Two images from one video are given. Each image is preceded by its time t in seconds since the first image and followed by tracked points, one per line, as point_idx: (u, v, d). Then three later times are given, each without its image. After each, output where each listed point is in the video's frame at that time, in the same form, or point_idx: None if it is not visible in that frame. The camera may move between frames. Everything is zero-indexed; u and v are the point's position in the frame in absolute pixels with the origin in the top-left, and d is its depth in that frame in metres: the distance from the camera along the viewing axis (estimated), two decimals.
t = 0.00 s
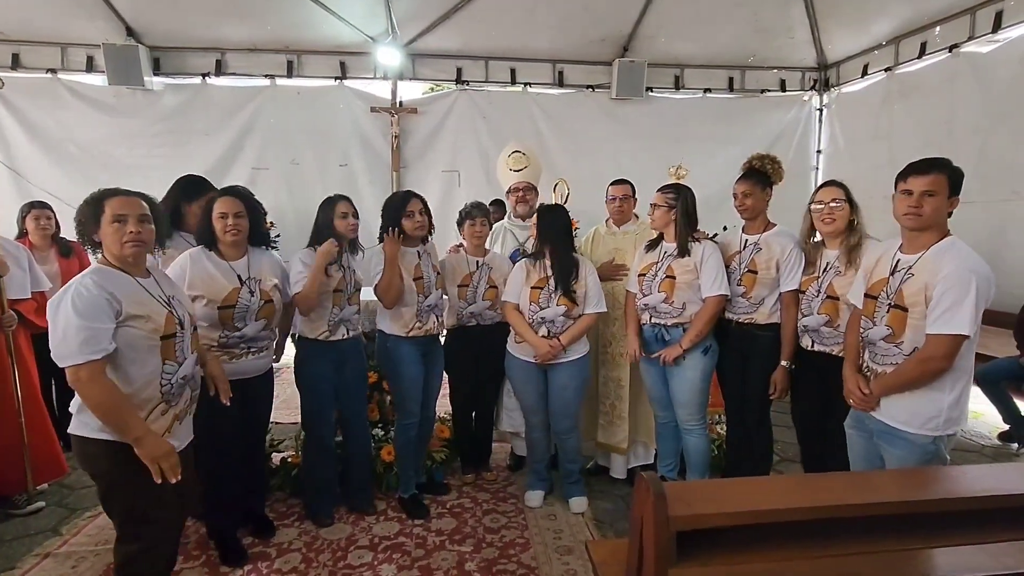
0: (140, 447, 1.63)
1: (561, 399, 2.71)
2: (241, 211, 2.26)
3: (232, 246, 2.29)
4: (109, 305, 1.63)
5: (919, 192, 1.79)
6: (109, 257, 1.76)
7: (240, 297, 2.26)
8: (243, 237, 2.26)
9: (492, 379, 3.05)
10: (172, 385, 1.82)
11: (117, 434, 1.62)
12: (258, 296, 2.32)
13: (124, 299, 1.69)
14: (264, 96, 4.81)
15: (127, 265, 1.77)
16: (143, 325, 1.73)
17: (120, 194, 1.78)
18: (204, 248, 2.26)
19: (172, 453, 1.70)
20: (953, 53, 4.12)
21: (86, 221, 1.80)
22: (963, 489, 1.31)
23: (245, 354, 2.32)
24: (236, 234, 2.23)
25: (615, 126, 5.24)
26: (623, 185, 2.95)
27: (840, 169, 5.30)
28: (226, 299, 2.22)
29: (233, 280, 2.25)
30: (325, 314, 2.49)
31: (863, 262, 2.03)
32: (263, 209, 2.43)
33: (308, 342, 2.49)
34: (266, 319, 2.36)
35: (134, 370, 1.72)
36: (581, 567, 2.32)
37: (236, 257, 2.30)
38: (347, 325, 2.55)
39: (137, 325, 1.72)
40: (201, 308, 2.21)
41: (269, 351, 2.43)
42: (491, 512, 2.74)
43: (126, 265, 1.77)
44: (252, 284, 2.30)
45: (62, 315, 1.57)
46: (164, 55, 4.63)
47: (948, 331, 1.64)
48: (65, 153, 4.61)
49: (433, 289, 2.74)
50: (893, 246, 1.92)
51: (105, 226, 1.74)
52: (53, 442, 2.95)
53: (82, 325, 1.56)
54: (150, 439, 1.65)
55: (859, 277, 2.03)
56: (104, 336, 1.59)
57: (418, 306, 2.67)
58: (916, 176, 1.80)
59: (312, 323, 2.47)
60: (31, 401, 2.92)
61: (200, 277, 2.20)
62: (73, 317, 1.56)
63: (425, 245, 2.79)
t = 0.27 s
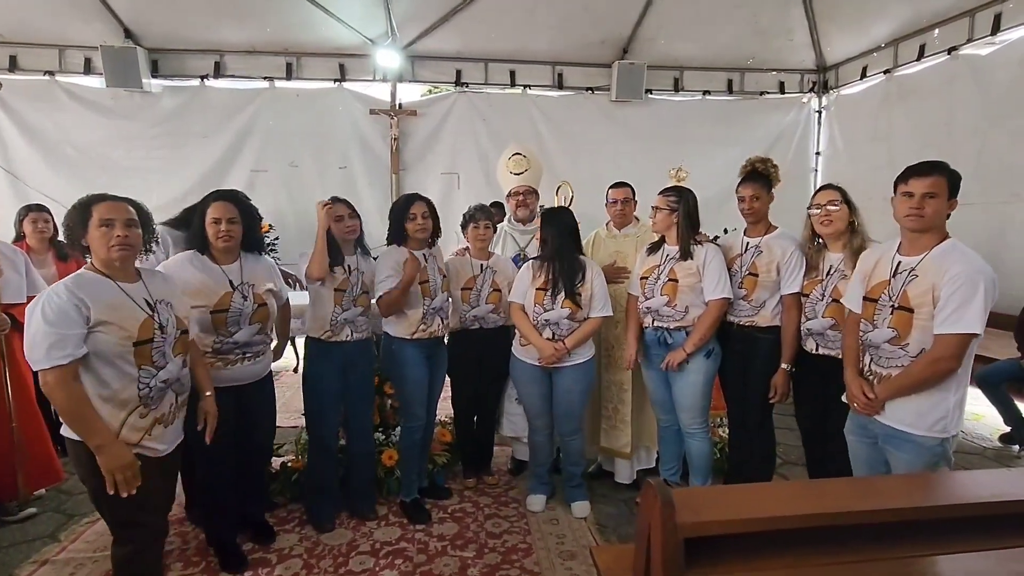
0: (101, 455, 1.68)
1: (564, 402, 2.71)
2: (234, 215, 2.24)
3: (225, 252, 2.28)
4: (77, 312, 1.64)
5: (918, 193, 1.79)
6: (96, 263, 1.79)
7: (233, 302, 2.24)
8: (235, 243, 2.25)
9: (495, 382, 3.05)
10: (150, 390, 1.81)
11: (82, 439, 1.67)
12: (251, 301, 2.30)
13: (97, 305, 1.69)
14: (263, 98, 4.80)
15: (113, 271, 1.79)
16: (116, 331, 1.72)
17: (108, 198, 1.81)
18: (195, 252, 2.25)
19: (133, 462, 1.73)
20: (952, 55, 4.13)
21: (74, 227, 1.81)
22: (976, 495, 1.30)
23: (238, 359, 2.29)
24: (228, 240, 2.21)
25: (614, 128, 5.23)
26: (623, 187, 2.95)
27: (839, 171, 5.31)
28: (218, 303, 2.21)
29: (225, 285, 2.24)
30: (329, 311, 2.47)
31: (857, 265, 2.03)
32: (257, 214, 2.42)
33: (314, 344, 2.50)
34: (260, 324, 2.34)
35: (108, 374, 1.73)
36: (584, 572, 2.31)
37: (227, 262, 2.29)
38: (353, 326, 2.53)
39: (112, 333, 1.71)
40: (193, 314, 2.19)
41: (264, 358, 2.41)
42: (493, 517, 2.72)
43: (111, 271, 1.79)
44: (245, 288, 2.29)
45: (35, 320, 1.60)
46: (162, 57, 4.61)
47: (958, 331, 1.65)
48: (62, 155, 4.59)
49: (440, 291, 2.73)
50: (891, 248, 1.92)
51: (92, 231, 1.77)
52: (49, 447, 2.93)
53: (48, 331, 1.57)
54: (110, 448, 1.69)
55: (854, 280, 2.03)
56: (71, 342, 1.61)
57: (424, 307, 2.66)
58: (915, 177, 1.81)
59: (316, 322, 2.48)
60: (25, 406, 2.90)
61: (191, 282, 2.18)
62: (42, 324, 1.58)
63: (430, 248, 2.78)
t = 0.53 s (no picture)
0: (83, 454, 1.72)
1: (569, 406, 2.70)
2: (241, 220, 2.24)
3: (230, 256, 2.27)
4: (57, 316, 1.68)
5: (925, 197, 1.79)
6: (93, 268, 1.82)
7: (237, 305, 2.24)
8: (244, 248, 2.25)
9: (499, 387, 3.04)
10: (131, 394, 1.82)
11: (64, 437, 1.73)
12: (256, 303, 2.29)
13: (79, 309, 1.73)
14: (264, 102, 4.79)
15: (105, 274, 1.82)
16: (94, 335, 1.74)
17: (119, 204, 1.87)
18: (198, 256, 2.24)
19: (116, 460, 1.78)
20: (952, 59, 4.13)
21: (76, 226, 1.80)
22: (987, 500, 1.29)
23: (240, 364, 2.27)
24: (241, 245, 2.22)
25: (615, 131, 5.23)
26: (627, 191, 2.94)
27: (840, 174, 5.31)
28: (222, 308, 2.20)
29: (229, 288, 2.23)
30: (335, 316, 2.49)
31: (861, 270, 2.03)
32: (265, 218, 2.40)
33: (321, 347, 2.52)
34: (265, 326, 2.33)
35: (89, 376, 1.76)
36: None
37: (233, 266, 2.29)
38: (359, 331, 2.53)
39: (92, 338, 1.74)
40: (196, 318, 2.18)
41: (273, 361, 2.40)
42: (497, 523, 2.71)
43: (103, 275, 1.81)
44: (249, 291, 2.28)
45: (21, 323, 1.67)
46: (163, 61, 4.61)
47: (977, 334, 1.65)
48: (62, 159, 4.58)
49: (446, 293, 2.75)
50: (895, 252, 1.92)
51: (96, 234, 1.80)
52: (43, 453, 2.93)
53: (27, 334, 1.64)
54: (94, 445, 1.74)
55: (857, 284, 2.03)
56: (51, 345, 1.66)
57: (431, 309, 2.68)
58: (921, 180, 1.80)
59: (325, 326, 2.50)
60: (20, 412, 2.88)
61: (194, 286, 2.17)
62: (23, 327, 1.65)
63: (437, 252, 2.79)
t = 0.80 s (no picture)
0: (84, 458, 1.71)
1: (570, 410, 2.69)
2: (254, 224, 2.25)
3: (241, 256, 2.27)
4: (69, 320, 1.69)
5: (933, 200, 1.79)
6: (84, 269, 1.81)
7: (246, 304, 2.23)
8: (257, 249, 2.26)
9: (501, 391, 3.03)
10: (139, 395, 1.84)
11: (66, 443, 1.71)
12: (266, 301, 2.29)
13: (92, 313, 1.74)
14: (266, 105, 4.79)
15: (102, 275, 1.82)
16: (107, 339, 1.77)
17: (123, 210, 1.90)
18: (208, 257, 2.24)
19: (113, 467, 1.76)
20: (954, 62, 4.14)
21: (82, 226, 1.78)
22: (1002, 506, 1.29)
23: (251, 365, 2.26)
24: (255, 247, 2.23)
25: (617, 135, 5.23)
26: (631, 195, 2.94)
27: (841, 177, 5.31)
28: (233, 307, 2.20)
29: (239, 287, 2.23)
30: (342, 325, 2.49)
31: (865, 274, 2.04)
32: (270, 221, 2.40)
33: (327, 351, 2.51)
34: (276, 323, 2.32)
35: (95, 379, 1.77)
36: None
37: (243, 266, 2.28)
38: (364, 337, 2.52)
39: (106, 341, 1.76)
40: (205, 317, 2.18)
41: (285, 361, 2.39)
42: (502, 528, 2.70)
43: (99, 276, 1.81)
44: (259, 289, 2.28)
45: (29, 327, 1.66)
46: (165, 64, 4.61)
47: (1003, 337, 1.63)
48: (63, 162, 4.57)
49: (453, 296, 2.76)
50: (900, 256, 1.93)
51: (106, 230, 1.81)
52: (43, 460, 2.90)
53: (40, 339, 1.63)
54: (96, 450, 1.73)
55: (861, 289, 2.04)
56: (63, 351, 1.66)
57: (438, 312, 2.69)
58: (927, 184, 1.80)
59: (331, 333, 2.49)
60: (21, 417, 2.86)
61: (204, 285, 2.18)
62: (35, 331, 1.64)
63: (444, 255, 2.80)
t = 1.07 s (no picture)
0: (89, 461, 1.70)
1: (567, 410, 2.68)
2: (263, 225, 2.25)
3: (248, 257, 2.25)
4: (79, 320, 1.69)
5: (939, 202, 1.79)
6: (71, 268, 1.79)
7: (256, 305, 2.22)
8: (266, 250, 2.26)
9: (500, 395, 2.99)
10: (135, 395, 1.87)
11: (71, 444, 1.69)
12: (276, 302, 2.28)
13: (97, 313, 1.74)
14: (266, 107, 4.78)
15: (91, 274, 1.80)
16: (113, 339, 1.78)
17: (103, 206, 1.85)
18: (214, 259, 2.22)
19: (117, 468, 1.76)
20: (954, 64, 4.15)
21: (65, 225, 1.73)
22: (1010, 508, 1.28)
23: (257, 365, 2.25)
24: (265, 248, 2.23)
25: (618, 137, 5.23)
26: (635, 197, 2.94)
27: (842, 179, 5.31)
28: (243, 308, 2.19)
29: (248, 289, 2.22)
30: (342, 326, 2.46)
31: (866, 275, 2.04)
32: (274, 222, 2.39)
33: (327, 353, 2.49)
34: (286, 325, 2.31)
35: (96, 380, 1.77)
36: None
37: (250, 266, 2.27)
38: (366, 338, 2.51)
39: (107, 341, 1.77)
40: (217, 318, 2.18)
41: (292, 360, 2.39)
42: (504, 531, 2.68)
43: (89, 274, 1.80)
44: (268, 290, 2.27)
45: (35, 328, 1.64)
46: (166, 66, 4.61)
47: (1013, 336, 1.64)
48: (63, 164, 4.56)
49: (456, 298, 2.75)
50: (901, 257, 1.93)
51: (97, 233, 1.78)
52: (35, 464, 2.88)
53: (50, 339, 1.62)
54: (102, 452, 1.72)
55: (861, 291, 2.03)
56: (71, 351, 1.66)
57: (440, 313, 2.68)
58: (931, 187, 1.80)
59: (331, 335, 2.47)
60: (17, 420, 2.84)
61: (215, 287, 2.17)
62: (44, 331, 1.63)
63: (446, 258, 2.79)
